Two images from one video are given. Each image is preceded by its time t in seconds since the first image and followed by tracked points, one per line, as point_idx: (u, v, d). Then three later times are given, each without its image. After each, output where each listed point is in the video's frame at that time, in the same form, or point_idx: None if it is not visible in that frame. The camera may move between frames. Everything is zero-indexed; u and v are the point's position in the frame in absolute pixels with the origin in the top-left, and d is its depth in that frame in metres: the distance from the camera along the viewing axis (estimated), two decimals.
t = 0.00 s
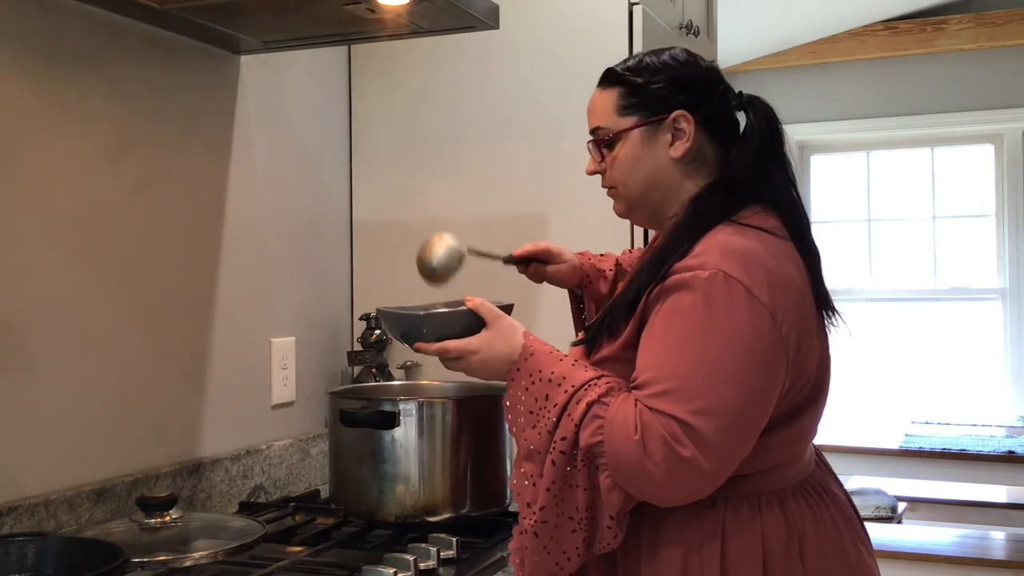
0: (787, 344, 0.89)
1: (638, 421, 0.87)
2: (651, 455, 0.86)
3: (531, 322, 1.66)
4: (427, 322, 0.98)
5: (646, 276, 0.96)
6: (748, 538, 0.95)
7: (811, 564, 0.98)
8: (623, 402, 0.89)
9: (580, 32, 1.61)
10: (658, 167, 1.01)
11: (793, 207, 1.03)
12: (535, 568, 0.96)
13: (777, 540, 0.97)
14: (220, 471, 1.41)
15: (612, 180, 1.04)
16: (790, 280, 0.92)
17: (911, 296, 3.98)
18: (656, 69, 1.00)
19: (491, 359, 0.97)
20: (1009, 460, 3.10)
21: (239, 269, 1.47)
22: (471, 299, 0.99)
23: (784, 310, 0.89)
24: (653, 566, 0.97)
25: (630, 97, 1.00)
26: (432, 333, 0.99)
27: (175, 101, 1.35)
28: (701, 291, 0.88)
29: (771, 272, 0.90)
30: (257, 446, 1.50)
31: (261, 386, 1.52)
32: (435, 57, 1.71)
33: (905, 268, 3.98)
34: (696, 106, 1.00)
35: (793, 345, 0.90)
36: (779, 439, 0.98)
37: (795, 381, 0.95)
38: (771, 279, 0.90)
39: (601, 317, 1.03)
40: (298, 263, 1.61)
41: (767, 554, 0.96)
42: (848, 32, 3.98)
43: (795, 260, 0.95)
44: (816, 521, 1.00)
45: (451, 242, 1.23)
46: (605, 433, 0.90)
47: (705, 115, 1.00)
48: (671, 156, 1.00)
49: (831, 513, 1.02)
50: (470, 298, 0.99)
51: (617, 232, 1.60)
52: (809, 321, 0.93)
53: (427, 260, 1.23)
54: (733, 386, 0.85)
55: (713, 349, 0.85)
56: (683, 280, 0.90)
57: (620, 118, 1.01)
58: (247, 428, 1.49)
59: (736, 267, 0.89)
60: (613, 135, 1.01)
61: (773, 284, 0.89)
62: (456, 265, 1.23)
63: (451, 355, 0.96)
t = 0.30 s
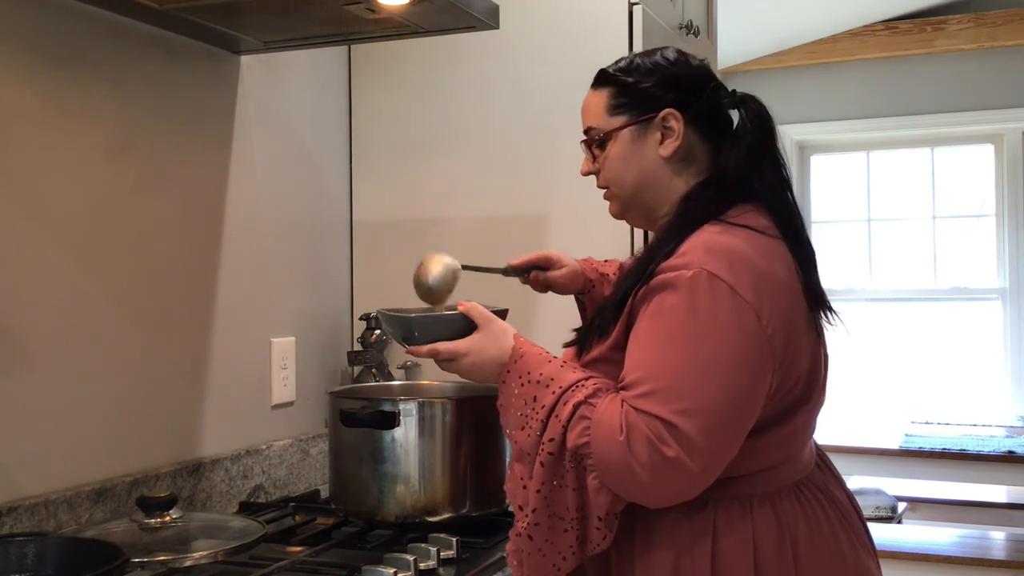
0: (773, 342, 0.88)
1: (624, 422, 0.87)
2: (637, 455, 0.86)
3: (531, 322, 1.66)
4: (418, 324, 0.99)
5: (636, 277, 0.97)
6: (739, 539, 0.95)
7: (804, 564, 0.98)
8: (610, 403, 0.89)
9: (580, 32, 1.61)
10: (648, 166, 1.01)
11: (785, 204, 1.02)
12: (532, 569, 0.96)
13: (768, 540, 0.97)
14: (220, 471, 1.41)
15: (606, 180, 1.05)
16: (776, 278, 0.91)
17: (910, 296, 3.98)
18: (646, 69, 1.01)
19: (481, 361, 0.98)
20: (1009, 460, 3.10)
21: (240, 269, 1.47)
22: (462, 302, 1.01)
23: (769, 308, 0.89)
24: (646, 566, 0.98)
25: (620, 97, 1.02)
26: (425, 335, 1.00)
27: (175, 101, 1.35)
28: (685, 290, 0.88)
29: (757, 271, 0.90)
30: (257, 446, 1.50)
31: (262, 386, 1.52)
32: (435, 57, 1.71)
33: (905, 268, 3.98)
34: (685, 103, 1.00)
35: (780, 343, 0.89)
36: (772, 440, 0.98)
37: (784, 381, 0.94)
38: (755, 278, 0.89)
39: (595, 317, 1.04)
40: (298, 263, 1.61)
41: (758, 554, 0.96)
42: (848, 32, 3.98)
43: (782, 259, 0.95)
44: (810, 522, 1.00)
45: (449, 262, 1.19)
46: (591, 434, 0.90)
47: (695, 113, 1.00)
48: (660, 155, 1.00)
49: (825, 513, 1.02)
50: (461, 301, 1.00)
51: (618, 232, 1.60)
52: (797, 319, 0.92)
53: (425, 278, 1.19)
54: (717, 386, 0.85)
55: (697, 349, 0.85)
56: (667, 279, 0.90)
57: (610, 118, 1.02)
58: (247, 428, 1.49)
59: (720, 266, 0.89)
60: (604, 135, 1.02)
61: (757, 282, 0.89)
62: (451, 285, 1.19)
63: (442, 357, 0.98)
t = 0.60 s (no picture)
0: (761, 342, 0.88)
1: (616, 428, 0.87)
2: (630, 460, 0.86)
3: (531, 322, 1.66)
4: (405, 331, 1.01)
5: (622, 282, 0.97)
6: (729, 542, 0.95)
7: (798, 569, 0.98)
8: (601, 407, 0.90)
9: (580, 31, 1.61)
10: (633, 169, 1.01)
11: (775, 205, 1.02)
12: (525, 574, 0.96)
13: (761, 543, 0.97)
14: (220, 470, 1.41)
15: (596, 185, 1.06)
16: (762, 277, 0.91)
17: (910, 296, 3.98)
18: (627, 75, 1.02)
19: (471, 365, 0.99)
20: (1009, 460, 3.10)
21: (239, 269, 1.47)
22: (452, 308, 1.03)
23: (755, 308, 0.88)
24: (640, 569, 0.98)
25: (601, 104, 1.03)
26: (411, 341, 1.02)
27: (174, 101, 1.35)
28: (670, 293, 0.88)
29: (743, 271, 0.90)
30: (257, 446, 1.50)
31: (261, 386, 1.52)
32: (435, 57, 1.71)
33: (904, 268, 3.99)
34: (667, 105, 1.00)
35: (768, 342, 0.89)
36: (765, 443, 0.98)
37: (774, 382, 0.95)
38: (741, 278, 0.89)
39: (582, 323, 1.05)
40: (297, 263, 1.61)
41: (750, 557, 0.96)
42: (848, 32, 3.98)
43: (768, 258, 0.95)
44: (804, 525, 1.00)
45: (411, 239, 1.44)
46: (585, 439, 0.90)
47: (675, 113, 1.00)
48: (644, 158, 1.01)
49: (821, 515, 1.02)
50: (451, 308, 1.02)
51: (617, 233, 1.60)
52: (785, 317, 0.92)
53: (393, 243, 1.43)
54: (707, 389, 0.84)
55: (684, 353, 0.85)
56: (652, 283, 0.90)
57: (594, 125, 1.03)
58: (247, 428, 1.49)
59: (705, 268, 0.89)
60: (589, 142, 1.04)
61: (742, 282, 0.89)
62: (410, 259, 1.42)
63: (431, 362, 1.00)
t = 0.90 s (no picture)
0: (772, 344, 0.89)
1: (637, 439, 0.86)
2: (654, 472, 0.85)
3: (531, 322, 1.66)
4: (425, 315, 0.95)
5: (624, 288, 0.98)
6: (731, 544, 0.96)
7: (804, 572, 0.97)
8: (620, 417, 0.88)
9: (580, 31, 1.61)
10: (623, 173, 1.02)
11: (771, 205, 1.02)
12: None
13: (763, 544, 0.97)
14: (220, 471, 1.41)
15: (589, 191, 1.07)
16: (767, 277, 0.92)
17: (910, 296, 3.98)
18: (612, 80, 1.03)
19: (484, 362, 0.97)
20: (1009, 460, 3.10)
21: (239, 269, 1.47)
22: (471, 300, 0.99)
23: (763, 310, 0.88)
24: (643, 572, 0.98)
25: (589, 110, 1.04)
26: (427, 326, 0.96)
27: (175, 101, 1.35)
28: (680, 301, 0.87)
29: (749, 275, 0.90)
30: (257, 446, 1.50)
31: (262, 386, 1.52)
32: (434, 57, 1.71)
33: (904, 268, 3.99)
34: (653, 107, 1.00)
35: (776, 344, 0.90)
36: (768, 446, 0.98)
37: (780, 384, 0.95)
38: (748, 282, 0.89)
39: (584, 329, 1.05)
40: (298, 263, 1.61)
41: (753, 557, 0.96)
42: (848, 32, 3.98)
43: (770, 257, 0.95)
44: (807, 524, 1.00)
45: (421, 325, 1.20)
46: (604, 449, 0.89)
47: (663, 114, 1.00)
48: (634, 161, 1.01)
49: (823, 514, 1.02)
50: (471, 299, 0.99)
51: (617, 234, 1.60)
52: (791, 316, 0.93)
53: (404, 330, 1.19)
54: (726, 395, 0.84)
55: (703, 360, 0.84)
56: (660, 292, 0.89)
57: (582, 131, 1.04)
58: (247, 428, 1.49)
59: (712, 274, 0.88)
60: (578, 149, 1.05)
61: (749, 285, 0.89)
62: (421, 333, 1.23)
63: (442, 352, 0.96)
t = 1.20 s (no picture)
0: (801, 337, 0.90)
1: (683, 444, 0.86)
2: (703, 475, 0.85)
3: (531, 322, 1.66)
4: (447, 329, 0.96)
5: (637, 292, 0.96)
6: (751, 546, 0.96)
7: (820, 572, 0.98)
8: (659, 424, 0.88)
9: (580, 31, 1.61)
10: (618, 176, 1.02)
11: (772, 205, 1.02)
12: None
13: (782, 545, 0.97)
14: (220, 471, 1.41)
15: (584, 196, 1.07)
16: (788, 271, 0.92)
17: (910, 296, 3.98)
18: (605, 82, 1.03)
19: (509, 377, 0.98)
20: (1009, 460, 3.10)
21: (239, 270, 1.47)
22: (499, 312, 0.99)
23: (791, 306, 0.89)
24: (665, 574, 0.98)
25: (583, 114, 1.04)
26: (451, 340, 0.97)
27: (175, 101, 1.35)
28: (712, 302, 0.87)
29: (774, 270, 0.90)
30: (257, 446, 1.50)
31: (262, 386, 1.52)
32: (434, 57, 1.71)
33: (904, 268, 3.99)
34: (647, 109, 1.00)
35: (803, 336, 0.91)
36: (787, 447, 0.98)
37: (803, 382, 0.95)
38: (774, 277, 0.90)
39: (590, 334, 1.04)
40: (298, 263, 1.61)
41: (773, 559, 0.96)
42: (848, 32, 3.98)
43: (784, 250, 0.96)
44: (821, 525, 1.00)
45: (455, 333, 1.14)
46: (648, 458, 0.89)
47: (657, 116, 1.00)
48: (628, 165, 1.01)
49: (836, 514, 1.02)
50: (498, 312, 0.99)
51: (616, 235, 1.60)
52: (812, 308, 0.94)
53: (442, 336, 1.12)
54: (769, 392, 0.84)
55: (744, 359, 0.84)
56: (690, 294, 0.88)
57: (576, 135, 1.05)
58: (247, 428, 1.49)
59: (739, 271, 0.88)
60: (573, 152, 1.05)
61: (775, 280, 0.89)
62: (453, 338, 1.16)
63: (467, 367, 0.98)
